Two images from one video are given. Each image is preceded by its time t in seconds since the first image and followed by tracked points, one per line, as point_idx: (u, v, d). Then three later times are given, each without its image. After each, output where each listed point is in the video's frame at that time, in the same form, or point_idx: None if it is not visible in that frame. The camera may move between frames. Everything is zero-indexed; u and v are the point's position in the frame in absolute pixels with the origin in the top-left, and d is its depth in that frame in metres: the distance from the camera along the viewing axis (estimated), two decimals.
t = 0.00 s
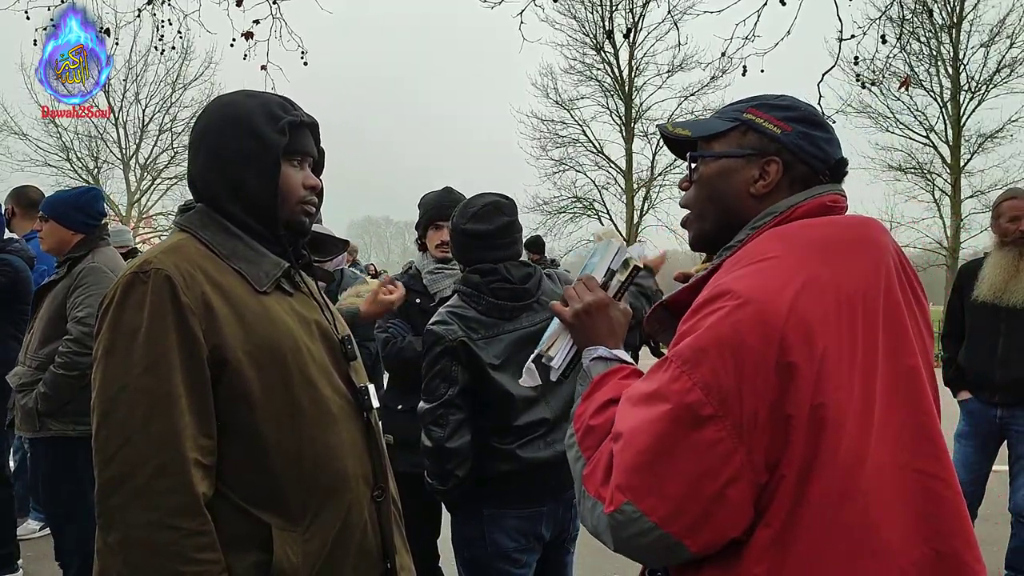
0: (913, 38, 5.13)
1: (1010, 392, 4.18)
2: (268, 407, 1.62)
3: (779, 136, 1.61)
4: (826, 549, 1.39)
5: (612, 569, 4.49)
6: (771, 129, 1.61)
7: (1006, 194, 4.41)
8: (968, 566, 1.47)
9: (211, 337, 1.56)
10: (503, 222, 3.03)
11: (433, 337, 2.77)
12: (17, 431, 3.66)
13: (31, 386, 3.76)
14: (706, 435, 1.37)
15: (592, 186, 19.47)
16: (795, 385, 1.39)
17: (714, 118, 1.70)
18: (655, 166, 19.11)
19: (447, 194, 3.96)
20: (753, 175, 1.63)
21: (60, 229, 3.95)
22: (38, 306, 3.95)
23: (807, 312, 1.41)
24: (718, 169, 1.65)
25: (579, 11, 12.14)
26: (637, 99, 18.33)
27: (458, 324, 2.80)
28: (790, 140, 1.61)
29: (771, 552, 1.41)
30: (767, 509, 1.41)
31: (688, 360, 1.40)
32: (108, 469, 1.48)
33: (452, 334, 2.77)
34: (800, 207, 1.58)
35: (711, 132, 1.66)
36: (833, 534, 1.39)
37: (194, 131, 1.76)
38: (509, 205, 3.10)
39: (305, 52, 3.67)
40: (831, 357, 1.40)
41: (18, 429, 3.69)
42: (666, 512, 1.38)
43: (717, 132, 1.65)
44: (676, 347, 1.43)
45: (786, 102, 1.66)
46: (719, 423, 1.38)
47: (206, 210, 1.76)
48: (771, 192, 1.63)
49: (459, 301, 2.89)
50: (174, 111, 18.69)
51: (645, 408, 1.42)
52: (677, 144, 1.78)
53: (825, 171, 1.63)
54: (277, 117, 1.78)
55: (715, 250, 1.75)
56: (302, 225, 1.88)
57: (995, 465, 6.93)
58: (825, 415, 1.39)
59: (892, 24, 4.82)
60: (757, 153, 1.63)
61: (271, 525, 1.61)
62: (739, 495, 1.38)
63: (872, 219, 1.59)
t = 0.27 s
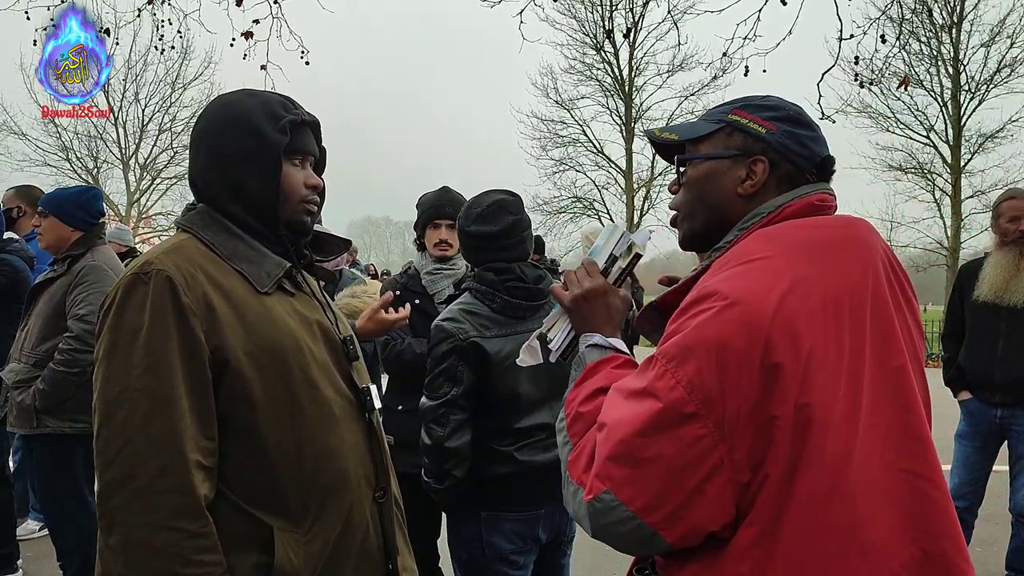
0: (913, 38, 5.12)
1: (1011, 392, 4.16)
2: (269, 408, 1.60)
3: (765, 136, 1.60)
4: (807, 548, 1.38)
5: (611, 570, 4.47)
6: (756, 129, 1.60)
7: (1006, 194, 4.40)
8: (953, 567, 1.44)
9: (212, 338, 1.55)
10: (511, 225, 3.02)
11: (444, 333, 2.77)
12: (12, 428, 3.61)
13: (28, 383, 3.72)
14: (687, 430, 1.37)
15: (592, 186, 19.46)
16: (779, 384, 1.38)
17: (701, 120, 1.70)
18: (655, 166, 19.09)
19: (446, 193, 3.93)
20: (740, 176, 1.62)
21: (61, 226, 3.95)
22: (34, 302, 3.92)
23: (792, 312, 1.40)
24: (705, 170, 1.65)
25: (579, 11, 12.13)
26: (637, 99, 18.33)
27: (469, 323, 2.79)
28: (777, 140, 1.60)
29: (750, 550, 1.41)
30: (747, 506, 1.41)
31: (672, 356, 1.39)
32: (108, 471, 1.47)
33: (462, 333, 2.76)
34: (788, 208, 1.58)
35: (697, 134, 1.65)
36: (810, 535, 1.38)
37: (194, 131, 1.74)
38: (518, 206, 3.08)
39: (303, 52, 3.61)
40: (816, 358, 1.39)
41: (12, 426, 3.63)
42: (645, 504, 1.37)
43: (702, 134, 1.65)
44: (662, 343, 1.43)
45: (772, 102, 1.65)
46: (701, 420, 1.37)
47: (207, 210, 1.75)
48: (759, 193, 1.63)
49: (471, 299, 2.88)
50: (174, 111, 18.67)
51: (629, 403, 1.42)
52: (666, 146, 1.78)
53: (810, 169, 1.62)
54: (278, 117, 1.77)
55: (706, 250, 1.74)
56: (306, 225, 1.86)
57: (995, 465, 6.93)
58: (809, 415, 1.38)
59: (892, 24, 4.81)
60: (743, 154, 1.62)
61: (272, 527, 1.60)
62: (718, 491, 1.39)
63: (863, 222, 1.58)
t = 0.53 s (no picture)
0: (913, 37, 5.11)
1: (1011, 392, 4.15)
2: (276, 410, 1.59)
3: (765, 138, 1.59)
4: (802, 551, 1.36)
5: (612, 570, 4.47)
6: (757, 130, 1.59)
7: (1006, 194, 4.39)
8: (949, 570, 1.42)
9: (219, 339, 1.54)
10: (509, 224, 3.01)
11: (459, 332, 2.74)
12: (10, 427, 3.58)
13: (27, 381, 3.70)
14: (678, 430, 1.36)
15: (591, 186, 19.45)
16: (770, 383, 1.37)
17: (699, 118, 1.68)
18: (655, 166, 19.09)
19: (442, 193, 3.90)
20: (738, 177, 1.62)
21: (62, 224, 3.95)
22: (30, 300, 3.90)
23: (784, 312, 1.39)
24: (703, 170, 1.64)
25: (579, 11, 12.13)
26: (636, 99, 18.32)
27: (485, 322, 2.77)
28: (776, 142, 1.59)
29: (744, 552, 1.40)
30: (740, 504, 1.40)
31: (664, 356, 1.39)
32: (114, 473, 1.46)
33: (477, 333, 2.74)
34: (783, 209, 1.56)
35: (698, 132, 1.64)
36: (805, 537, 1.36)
37: (201, 130, 1.73)
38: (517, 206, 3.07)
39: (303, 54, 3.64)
40: (807, 358, 1.38)
41: (10, 425, 3.61)
42: (637, 502, 1.37)
43: (701, 133, 1.63)
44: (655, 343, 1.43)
45: (772, 102, 1.64)
46: (692, 420, 1.37)
47: (213, 210, 1.74)
48: (757, 194, 1.62)
49: (482, 297, 2.85)
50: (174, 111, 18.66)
51: (623, 403, 1.42)
52: (662, 142, 1.76)
53: (809, 172, 1.62)
54: (286, 117, 1.76)
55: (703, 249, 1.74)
56: (312, 225, 1.87)
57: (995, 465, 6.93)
58: (801, 415, 1.37)
59: (892, 24, 4.80)
60: (743, 155, 1.62)
61: (278, 529, 1.58)
62: (711, 490, 1.38)
63: (858, 221, 1.56)
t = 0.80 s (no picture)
0: (913, 38, 5.11)
1: (1011, 392, 4.16)
2: (288, 412, 1.59)
3: (767, 139, 1.59)
4: (798, 552, 1.36)
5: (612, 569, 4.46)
6: (759, 132, 1.59)
7: (1006, 195, 4.39)
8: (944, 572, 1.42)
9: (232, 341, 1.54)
10: (499, 229, 2.98)
11: (459, 341, 2.73)
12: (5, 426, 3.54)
13: (24, 380, 3.66)
14: (676, 431, 1.35)
15: (591, 185, 19.45)
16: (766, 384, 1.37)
17: (701, 119, 1.68)
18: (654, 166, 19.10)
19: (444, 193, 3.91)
20: (740, 179, 1.62)
21: (62, 222, 3.94)
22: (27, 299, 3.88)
23: (782, 312, 1.39)
24: (705, 171, 1.64)
25: (579, 11, 12.13)
26: (636, 99, 18.34)
27: (484, 328, 2.77)
28: (778, 143, 1.59)
29: (739, 553, 1.40)
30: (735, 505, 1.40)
31: (662, 357, 1.38)
32: (126, 474, 1.45)
33: (477, 340, 2.74)
34: (783, 211, 1.56)
35: (699, 134, 1.63)
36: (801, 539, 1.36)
37: (212, 128, 1.73)
38: (509, 209, 3.03)
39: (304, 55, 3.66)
40: (805, 358, 1.38)
41: (6, 424, 3.56)
42: (632, 506, 1.35)
43: (703, 134, 1.63)
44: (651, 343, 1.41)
45: (774, 104, 1.63)
46: (691, 421, 1.36)
47: (223, 209, 1.73)
48: (759, 196, 1.62)
49: (478, 303, 2.84)
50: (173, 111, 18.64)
51: (619, 403, 1.41)
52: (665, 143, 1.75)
53: (811, 173, 1.62)
54: (298, 117, 1.76)
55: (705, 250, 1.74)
56: (321, 225, 1.87)
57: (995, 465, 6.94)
58: (798, 415, 1.37)
59: (892, 24, 4.80)
60: (745, 157, 1.61)
61: (289, 532, 1.58)
62: (705, 493, 1.38)
63: (855, 223, 1.56)
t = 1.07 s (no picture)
0: (913, 38, 5.11)
1: (1011, 392, 4.16)
2: (294, 412, 1.59)
3: (762, 138, 1.59)
4: (807, 547, 1.37)
5: (611, 569, 4.46)
6: (754, 131, 1.59)
7: (1005, 195, 4.40)
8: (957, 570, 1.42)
9: (239, 341, 1.54)
10: (494, 229, 2.97)
11: (451, 338, 2.73)
12: None
13: (17, 376, 3.68)
14: (690, 427, 1.33)
15: (591, 185, 19.45)
16: (777, 377, 1.39)
17: (695, 123, 1.68)
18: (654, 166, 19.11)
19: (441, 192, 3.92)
20: (737, 178, 1.62)
21: (61, 222, 3.95)
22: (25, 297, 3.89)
23: (794, 306, 1.39)
24: (703, 171, 1.64)
25: (579, 11, 12.12)
26: (636, 99, 18.34)
27: (478, 325, 2.76)
28: (773, 142, 1.59)
29: (748, 549, 1.41)
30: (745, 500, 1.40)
31: (677, 350, 1.35)
32: (132, 475, 1.45)
33: (470, 336, 2.73)
34: (785, 205, 1.56)
35: (693, 136, 1.64)
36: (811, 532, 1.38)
37: (215, 128, 1.73)
38: (503, 207, 3.02)
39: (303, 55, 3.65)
40: (816, 353, 1.39)
41: None
42: (642, 501, 1.33)
43: (698, 136, 1.64)
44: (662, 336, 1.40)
45: (767, 103, 1.64)
46: (705, 417, 1.34)
47: (228, 209, 1.73)
48: (757, 193, 1.62)
49: (474, 301, 2.83)
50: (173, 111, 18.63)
51: (630, 396, 1.38)
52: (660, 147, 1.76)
53: (806, 171, 1.62)
54: (302, 117, 1.76)
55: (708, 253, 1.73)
56: (326, 224, 1.87)
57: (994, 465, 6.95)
58: (807, 409, 1.39)
59: (892, 24, 4.80)
60: (741, 156, 1.62)
61: (295, 533, 1.58)
62: (713, 490, 1.36)
63: (860, 217, 1.57)
